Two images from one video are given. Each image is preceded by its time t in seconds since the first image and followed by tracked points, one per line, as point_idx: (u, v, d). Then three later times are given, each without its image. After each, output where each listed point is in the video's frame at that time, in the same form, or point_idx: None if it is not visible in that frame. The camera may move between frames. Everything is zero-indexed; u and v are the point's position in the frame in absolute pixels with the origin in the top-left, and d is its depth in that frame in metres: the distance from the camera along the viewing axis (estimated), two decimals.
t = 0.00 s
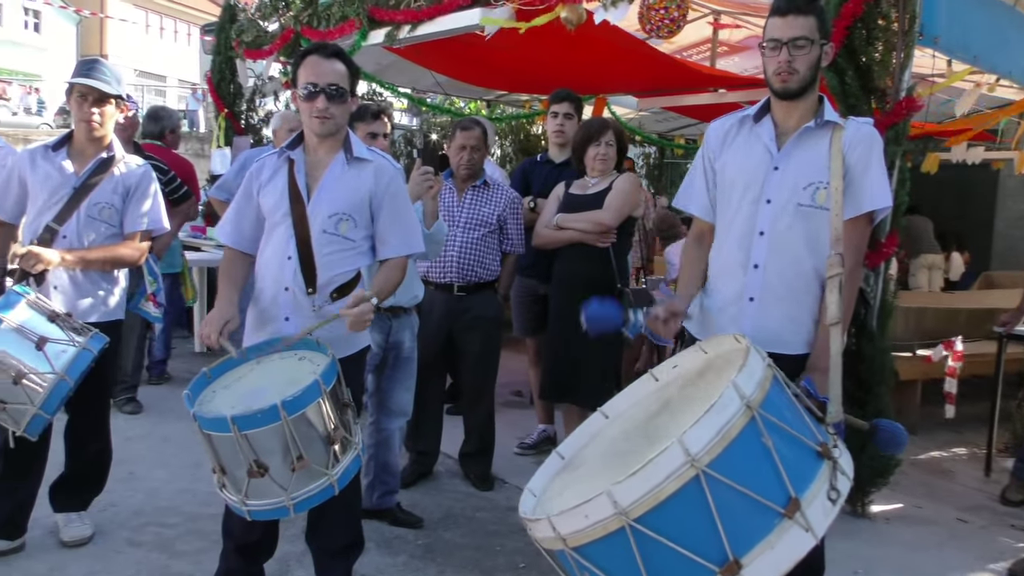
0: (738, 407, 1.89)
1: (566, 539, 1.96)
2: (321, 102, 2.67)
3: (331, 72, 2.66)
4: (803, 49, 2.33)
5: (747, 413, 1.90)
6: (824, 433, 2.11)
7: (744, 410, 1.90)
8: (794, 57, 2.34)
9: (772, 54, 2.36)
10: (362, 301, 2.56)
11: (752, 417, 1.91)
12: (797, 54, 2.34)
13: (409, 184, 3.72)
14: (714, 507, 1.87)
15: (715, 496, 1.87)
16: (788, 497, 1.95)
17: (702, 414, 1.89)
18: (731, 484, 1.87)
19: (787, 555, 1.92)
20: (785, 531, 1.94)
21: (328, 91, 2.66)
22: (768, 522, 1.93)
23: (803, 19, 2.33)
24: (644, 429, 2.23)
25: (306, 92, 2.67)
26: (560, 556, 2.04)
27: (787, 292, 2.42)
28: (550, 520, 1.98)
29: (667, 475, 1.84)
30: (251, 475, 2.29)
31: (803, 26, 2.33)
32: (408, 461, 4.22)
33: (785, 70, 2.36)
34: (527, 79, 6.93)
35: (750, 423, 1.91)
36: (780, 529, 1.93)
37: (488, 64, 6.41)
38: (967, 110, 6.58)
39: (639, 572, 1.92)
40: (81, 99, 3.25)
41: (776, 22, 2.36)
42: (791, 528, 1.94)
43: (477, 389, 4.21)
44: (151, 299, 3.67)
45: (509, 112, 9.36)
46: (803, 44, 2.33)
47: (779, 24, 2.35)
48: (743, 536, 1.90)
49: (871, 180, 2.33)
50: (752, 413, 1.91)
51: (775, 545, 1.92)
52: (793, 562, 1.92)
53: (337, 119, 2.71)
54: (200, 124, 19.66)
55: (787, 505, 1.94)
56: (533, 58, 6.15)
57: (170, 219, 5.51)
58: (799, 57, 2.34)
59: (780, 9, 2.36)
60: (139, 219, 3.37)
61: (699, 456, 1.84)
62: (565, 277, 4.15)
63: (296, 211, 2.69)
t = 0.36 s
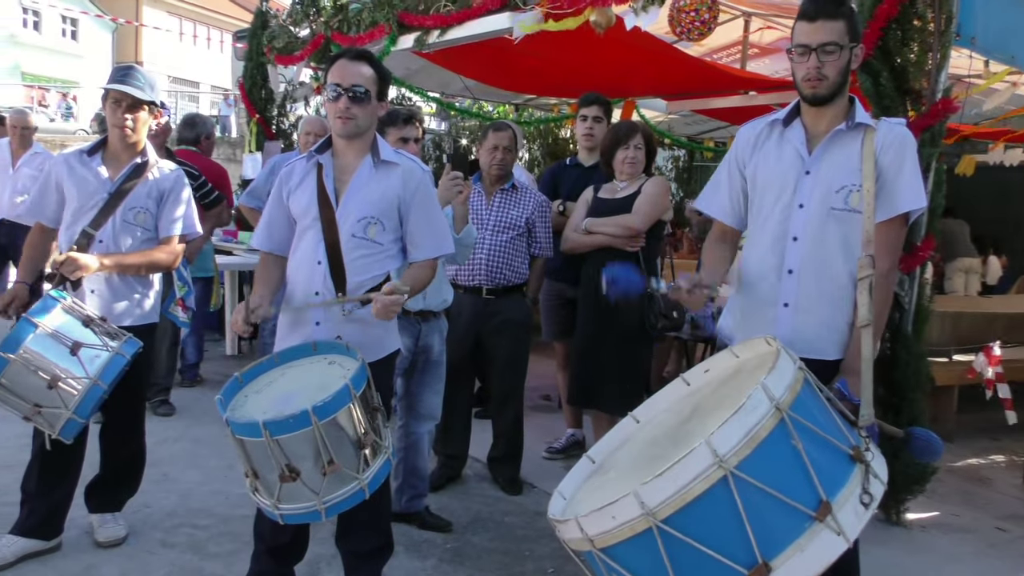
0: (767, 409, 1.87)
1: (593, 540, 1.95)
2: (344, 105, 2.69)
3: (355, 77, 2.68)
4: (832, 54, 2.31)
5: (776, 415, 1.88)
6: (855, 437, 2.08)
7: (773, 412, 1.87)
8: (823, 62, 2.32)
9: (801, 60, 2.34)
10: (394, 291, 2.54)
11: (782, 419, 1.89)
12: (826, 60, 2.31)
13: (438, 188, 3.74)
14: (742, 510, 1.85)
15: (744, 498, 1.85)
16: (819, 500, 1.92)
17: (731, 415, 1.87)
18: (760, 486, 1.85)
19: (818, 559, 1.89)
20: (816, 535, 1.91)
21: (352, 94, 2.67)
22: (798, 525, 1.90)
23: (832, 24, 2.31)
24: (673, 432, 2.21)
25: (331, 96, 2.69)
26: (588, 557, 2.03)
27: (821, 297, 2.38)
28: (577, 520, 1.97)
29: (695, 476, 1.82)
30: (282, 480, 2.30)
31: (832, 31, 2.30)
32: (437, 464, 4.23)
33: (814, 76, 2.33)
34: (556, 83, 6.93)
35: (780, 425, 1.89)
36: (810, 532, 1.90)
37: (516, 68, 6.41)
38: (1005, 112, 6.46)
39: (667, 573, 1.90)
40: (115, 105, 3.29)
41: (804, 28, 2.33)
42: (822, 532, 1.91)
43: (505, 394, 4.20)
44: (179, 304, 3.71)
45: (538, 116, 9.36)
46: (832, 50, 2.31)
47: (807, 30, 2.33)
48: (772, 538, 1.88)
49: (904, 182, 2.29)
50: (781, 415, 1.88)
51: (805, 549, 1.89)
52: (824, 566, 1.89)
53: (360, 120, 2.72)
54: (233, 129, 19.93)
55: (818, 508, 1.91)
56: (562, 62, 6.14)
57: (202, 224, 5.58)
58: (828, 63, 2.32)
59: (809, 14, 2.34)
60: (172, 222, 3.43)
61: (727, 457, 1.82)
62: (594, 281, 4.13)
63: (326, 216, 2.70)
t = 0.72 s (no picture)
0: (789, 416, 1.85)
1: (614, 546, 1.94)
2: (365, 109, 2.70)
3: (377, 81, 2.69)
4: (864, 56, 2.29)
5: (798, 422, 1.86)
6: (880, 445, 2.06)
7: (795, 419, 1.86)
8: (855, 64, 2.30)
9: (831, 61, 2.31)
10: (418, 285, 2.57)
11: (805, 427, 1.87)
12: (859, 61, 2.29)
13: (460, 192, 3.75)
14: (764, 518, 1.83)
15: (765, 506, 1.83)
16: (842, 509, 1.90)
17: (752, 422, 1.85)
18: (783, 494, 1.84)
19: (841, 568, 1.87)
20: (839, 543, 1.89)
21: (374, 99, 2.69)
22: (820, 534, 1.88)
23: (864, 26, 2.30)
24: (695, 439, 2.20)
25: (353, 100, 2.71)
26: (609, 564, 2.02)
27: (844, 302, 2.36)
28: (598, 527, 1.96)
29: (716, 484, 1.81)
30: (302, 483, 2.31)
31: (865, 33, 2.29)
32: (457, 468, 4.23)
33: (845, 78, 2.31)
34: (577, 87, 6.93)
35: (802, 432, 1.87)
36: (834, 540, 1.89)
37: (537, 72, 6.42)
38: None
39: None
40: (138, 111, 3.33)
41: (836, 29, 2.31)
42: (845, 540, 1.89)
43: (525, 399, 4.20)
44: (190, 308, 3.65)
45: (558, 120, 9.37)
46: (865, 52, 2.29)
47: (839, 31, 2.30)
48: (795, 547, 1.86)
49: (929, 186, 2.27)
50: (803, 422, 1.87)
51: (829, 557, 1.87)
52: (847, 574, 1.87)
53: (380, 125, 2.73)
54: (256, 134, 20.15)
55: (841, 517, 1.89)
56: (583, 66, 6.14)
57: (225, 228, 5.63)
58: (860, 64, 2.30)
59: (840, 16, 2.32)
60: (196, 227, 3.45)
61: (748, 464, 1.81)
62: (615, 286, 4.12)
63: (348, 221, 2.71)
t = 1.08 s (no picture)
0: (806, 425, 1.84)
1: (631, 558, 1.93)
2: (381, 116, 2.72)
3: (393, 88, 2.70)
4: (894, 57, 2.28)
5: (816, 431, 1.85)
6: (898, 452, 2.04)
7: (812, 428, 1.84)
8: (885, 66, 2.28)
9: (859, 63, 2.30)
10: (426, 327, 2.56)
11: (822, 435, 1.86)
12: (889, 63, 2.28)
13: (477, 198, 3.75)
14: (782, 528, 1.82)
15: (784, 517, 1.82)
16: (862, 518, 1.88)
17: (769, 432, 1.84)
18: (801, 504, 1.82)
19: None
20: (859, 553, 1.87)
21: (390, 106, 2.70)
22: (840, 543, 1.87)
23: (893, 28, 2.28)
24: (712, 447, 2.19)
25: (370, 107, 2.72)
26: None
27: (864, 308, 2.35)
28: (614, 538, 1.95)
29: (734, 495, 1.80)
30: (319, 489, 2.32)
31: (895, 34, 2.28)
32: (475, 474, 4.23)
33: (874, 80, 2.30)
34: (594, 92, 6.92)
35: (820, 441, 1.86)
36: (854, 550, 1.87)
37: (553, 78, 6.43)
38: None
39: None
40: (158, 118, 3.37)
41: (866, 30, 2.30)
42: (865, 550, 1.88)
43: (543, 404, 4.19)
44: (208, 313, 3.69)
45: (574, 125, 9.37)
46: (894, 53, 2.27)
47: (868, 33, 2.29)
48: (814, 557, 1.85)
49: (954, 193, 2.25)
50: (821, 431, 1.85)
51: (849, 567, 1.85)
52: None
53: (397, 132, 2.75)
54: (273, 140, 20.27)
55: (861, 526, 1.88)
56: (599, 72, 6.14)
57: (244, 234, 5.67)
58: (890, 66, 2.28)
59: (868, 19, 2.30)
60: (216, 233, 3.47)
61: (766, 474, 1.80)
62: (632, 292, 4.11)
63: (368, 227, 2.72)
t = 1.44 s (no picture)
0: (827, 427, 1.82)
1: (647, 559, 1.92)
2: (396, 118, 2.73)
3: (408, 89, 2.71)
4: (908, 56, 2.25)
5: (837, 433, 1.83)
6: (920, 456, 2.02)
7: (834, 430, 1.83)
8: (898, 65, 2.26)
9: (873, 63, 2.29)
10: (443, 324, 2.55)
11: (843, 438, 1.84)
12: (902, 62, 2.26)
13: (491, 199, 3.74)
14: (801, 531, 1.81)
15: (803, 519, 1.81)
16: (883, 522, 1.87)
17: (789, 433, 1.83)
18: (820, 507, 1.81)
19: None
20: (879, 557, 1.85)
21: (405, 107, 2.71)
22: (860, 547, 1.85)
23: (906, 26, 2.26)
24: (731, 449, 2.17)
25: (385, 107, 2.74)
26: None
27: (884, 309, 2.33)
28: (631, 539, 1.94)
29: (753, 496, 1.79)
30: (333, 489, 2.32)
31: (907, 32, 2.26)
32: (490, 474, 4.23)
33: (888, 78, 2.28)
34: (609, 93, 6.90)
35: (841, 443, 1.84)
36: (875, 554, 1.85)
37: (568, 79, 6.42)
38: None
39: None
40: (174, 119, 3.38)
41: (877, 30, 2.28)
42: (886, 554, 1.85)
43: (558, 405, 4.18)
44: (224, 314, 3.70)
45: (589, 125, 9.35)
46: (908, 52, 2.25)
47: (881, 32, 2.27)
48: (833, 560, 1.83)
49: (974, 192, 2.23)
50: (842, 433, 1.84)
51: (869, 571, 1.84)
52: None
53: (411, 133, 2.75)
54: (288, 141, 20.35)
55: (882, 530, 1.86)
56: (614, 72, 6.13)
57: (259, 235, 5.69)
58: (904, 65, 2.26)
59: (881, 18, 2.29)
60: (232, 233, 3.49)
61: (785, 476, 1.79)
62: (648, 293, 4.09)
63: (383, 227, 2.73)
